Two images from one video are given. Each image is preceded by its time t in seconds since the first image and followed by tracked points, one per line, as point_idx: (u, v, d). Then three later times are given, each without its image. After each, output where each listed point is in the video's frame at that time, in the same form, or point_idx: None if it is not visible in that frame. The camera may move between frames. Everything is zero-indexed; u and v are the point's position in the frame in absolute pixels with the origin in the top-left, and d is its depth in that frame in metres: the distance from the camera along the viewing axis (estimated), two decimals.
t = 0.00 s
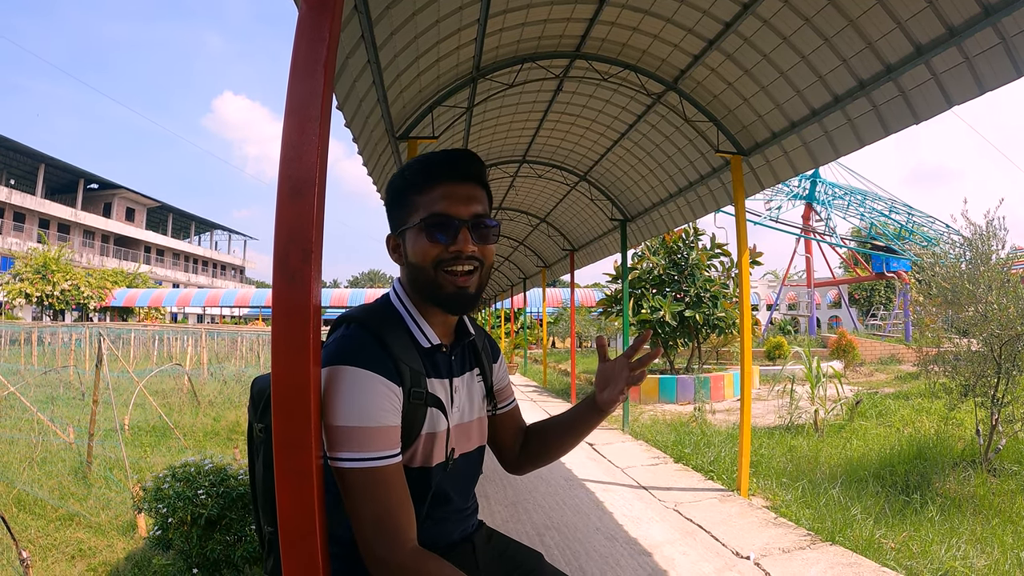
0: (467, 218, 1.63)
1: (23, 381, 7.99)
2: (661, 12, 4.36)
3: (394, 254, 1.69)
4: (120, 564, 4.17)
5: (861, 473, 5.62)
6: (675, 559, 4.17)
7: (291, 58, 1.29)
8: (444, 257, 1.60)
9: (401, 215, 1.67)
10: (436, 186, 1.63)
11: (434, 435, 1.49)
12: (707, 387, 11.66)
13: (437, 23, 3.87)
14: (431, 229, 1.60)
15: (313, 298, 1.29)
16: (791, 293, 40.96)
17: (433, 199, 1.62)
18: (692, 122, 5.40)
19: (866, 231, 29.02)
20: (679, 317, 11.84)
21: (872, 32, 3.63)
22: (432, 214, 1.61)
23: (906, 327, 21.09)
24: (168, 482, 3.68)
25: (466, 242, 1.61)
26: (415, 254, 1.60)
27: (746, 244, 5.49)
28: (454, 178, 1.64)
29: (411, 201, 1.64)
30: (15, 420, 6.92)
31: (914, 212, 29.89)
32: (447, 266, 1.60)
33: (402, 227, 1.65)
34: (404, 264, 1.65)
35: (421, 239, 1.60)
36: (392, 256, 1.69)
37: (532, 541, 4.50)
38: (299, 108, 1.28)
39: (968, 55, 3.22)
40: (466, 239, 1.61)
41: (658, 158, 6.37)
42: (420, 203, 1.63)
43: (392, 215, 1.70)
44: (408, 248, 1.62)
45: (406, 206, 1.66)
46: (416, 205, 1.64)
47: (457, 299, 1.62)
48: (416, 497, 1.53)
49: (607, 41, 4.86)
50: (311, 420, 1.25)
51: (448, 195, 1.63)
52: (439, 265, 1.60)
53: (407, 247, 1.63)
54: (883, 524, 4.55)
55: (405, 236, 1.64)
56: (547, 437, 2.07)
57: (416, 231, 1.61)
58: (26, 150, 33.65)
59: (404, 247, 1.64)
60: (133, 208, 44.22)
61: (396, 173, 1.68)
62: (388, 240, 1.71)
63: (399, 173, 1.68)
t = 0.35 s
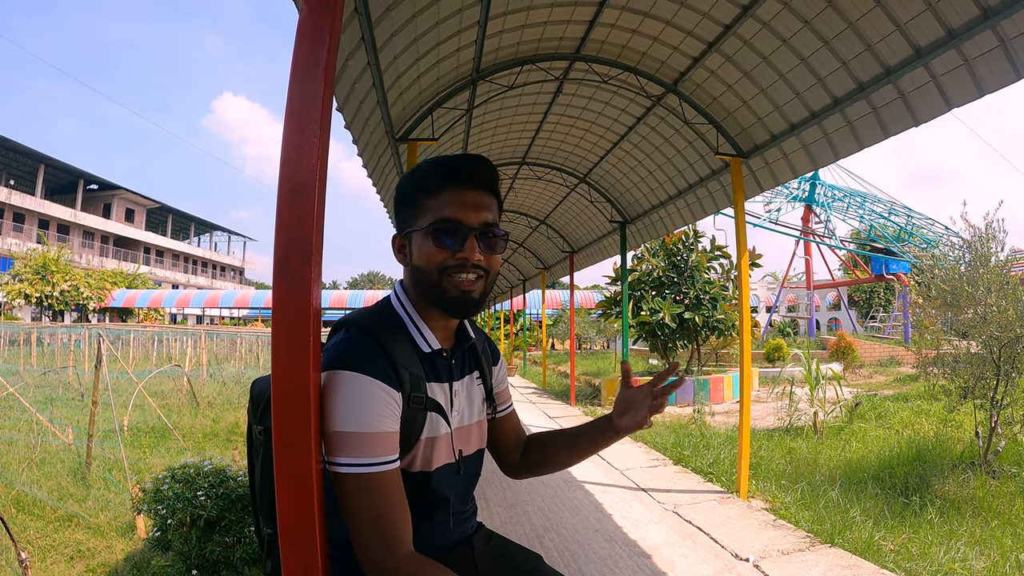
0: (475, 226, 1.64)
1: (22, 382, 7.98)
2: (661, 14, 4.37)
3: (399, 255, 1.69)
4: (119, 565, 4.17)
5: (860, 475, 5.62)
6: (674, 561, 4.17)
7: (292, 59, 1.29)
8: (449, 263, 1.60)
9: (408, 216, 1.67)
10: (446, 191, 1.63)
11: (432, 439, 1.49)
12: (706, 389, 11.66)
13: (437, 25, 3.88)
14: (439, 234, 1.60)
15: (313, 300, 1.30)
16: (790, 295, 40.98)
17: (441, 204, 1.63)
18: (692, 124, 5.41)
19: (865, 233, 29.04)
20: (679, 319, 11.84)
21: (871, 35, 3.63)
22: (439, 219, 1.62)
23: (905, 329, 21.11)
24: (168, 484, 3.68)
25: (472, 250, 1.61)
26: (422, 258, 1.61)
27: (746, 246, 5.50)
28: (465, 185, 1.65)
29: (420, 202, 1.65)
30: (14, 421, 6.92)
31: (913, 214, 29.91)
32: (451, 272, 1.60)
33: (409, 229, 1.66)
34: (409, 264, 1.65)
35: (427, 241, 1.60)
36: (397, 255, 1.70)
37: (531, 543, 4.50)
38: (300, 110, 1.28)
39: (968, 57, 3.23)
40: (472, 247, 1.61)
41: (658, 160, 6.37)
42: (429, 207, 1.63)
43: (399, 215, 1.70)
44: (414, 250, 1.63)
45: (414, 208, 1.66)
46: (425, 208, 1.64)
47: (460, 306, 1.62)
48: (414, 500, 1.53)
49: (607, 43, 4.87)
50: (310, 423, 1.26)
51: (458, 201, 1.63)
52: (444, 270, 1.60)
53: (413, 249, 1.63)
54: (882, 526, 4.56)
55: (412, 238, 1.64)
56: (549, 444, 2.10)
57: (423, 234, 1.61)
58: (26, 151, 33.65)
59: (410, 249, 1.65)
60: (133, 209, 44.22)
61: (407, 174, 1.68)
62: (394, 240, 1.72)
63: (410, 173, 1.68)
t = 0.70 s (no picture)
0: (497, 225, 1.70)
1: (22, 385, 7.98)
2: (660, 16, 4.37)
3: (413, 260, 1.64)
4: (119, 568, 4.16)
5: (860, 476, 5.62)
6: (674, 562, 4.17)
7: (291, 63, 1.30)
8: (485, 262, 1.64)
9: (424, 220, 1.63)
10: (468, 192, 1.66)
11: (433, 445, 1.49)
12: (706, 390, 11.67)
13: (436, 27, 3.88)
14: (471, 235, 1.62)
15: (312, 304, 1.30)
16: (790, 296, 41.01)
17: (465, 205, 1.64)
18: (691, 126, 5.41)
19: (864, 234, 29.06)
20: (678, 320, 11.85)
21: (870, 36, 3.64)
22: (469, 220, 1.63)
23: (905, 330, 21.11)
24: (167, 487, 3.68)
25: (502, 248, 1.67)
26: (456, 260, 1.61)
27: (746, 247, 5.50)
28: (481, 185, 1.69)
29: (441, 205, 1.63)
30: (15, 424, 6.92)
31: (912, 215, 29.93)
32: (486, 271, 1.65)
33: (429, 232, 1.62)
34: (431, 269, 1.62)
35: (458, 243, 1.61)
36: (409, 261, 1.64)
37: (530, 545, 4.50)
38: (299, 115, 1.29)
39: (966, 58, 3.23)
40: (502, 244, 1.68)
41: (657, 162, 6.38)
42: (454, 208, 1.63)
43: (409, 221, 1.65)
44: (442, 254, 1.61)
45: (434, 211, 1.63)
46: (446, 211, 1.63)
47: (493, 302, 1.67)
48: (412, 505, 1.53)
49: (605, 45, 4.87)
50: (310, 428, 1.26)
51: (479, 201, 1.67)
52: (480, 270, 1.63)
53: (438, 252, 1.61)
54: (882, 527, 4.56)
55: (435, 242, 1.61)
56: (532, 480, 2.11)
57: (453, 236, 1.61)
58: (26, 153, 33.66)
59: (432, 253, 1.62)
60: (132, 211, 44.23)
61: (419, 176, 1.64)
62: (401, 245, 1.65)
63: (421, 176, 1.64)
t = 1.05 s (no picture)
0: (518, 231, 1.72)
1: (21, 387, 7.97)
2: (658, 16, 4.37)
3: (434, 246, 1.62)
4: (119, 570, 4.16)
5: (860, 475, 5.63)
6: (674, 562, 4.17)
7: (288, 65, 1.29)
8: (505, 260, 1.64)
9: (451, 208, 1.63)
10: (494, 195, 1.69)
11: (434, 447, 1.49)
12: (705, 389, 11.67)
13: (434, 27, 3.88)
14: (496, 231, 1.64)
15: (310, 304, 1.30)
16: (789, 295, 41.07)
17: (491, 205, 1.67)
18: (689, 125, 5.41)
19: (864, 232, 29.07)
20: (678, 320, 11.85)
21: (867, 35, 3.64)
22: (494, 217, 1.65)
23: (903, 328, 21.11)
24: (167, 488, 3.67)
25: (521, 251, 1.69)
26: (480, 251, 1.60)
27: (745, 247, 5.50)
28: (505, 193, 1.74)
29: (469, 198, 1.65)
30: (14, 426, 6.91)
31: (911, 213, 29.96)
32: (504, 269, 1.65)
33: (453, 222, 1.62)
34: (452, 258, 1.61)
35: (482, 234, 1.62)
36: (429, 246, 1.62)
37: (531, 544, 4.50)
38: (296, 116, 1.29)
39: (964, 57, 3.24)
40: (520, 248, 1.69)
41: (655, 161, 6.37)
42: (481, 204, 1.65)
43: (434, 209, 1.65)
44: (466, 244, 1.60)
45: (463, 202, 1.64)
46: (473, 205, 1.64)
47: (507, 301, 1.66)
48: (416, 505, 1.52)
49: (603, 45, 4.87)
50: (309, 430, 1.26)
51: (503, 204, 1.71)
52: (499, 267, 1.63)
53: (462, 242, 1.60)
54: (882, 525, 4.56)
55: (459, 232, 1.61)
56: (523, 490, 2.11)
57: (479, 228, 1.62)
58: (25, 155, 33.62)
59: (455, 242, 1.61)
60: (132, 213, 44.21)
61: (450, 171, 1.67)
62: (423, 229, 1.63)
63: (452, 170, 1.67)
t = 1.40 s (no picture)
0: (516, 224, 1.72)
1: (21, 386, 7.98)
2: (658, 14, 4.37)
3: (437, 252, 1.61)
4: (119, 569, 4.16)
5: (860, 474, 5.63)
6: (674, 561, 4.17)
7: (288, 63, 1.29)
8: (508, 257, 1.65)
9: (450, 211, 1.62)
10: (491, 190, 1.68)
11: (441, 448, 1.49)
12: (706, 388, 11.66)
13: (434, 26, 3.88)
14: (497, 229, 1.63)
15: (311, 303, 1.30)
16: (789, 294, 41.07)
17: (489, 201, 1.66)
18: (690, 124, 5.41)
19: (864, 231, 29.06)
20: (678, 319, 11.85)
21: (868, 34, 3.64)
22: (494, 214, 1.65)
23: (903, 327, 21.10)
24: (167, 487, 3.67)
25: (523, 245, 1.69)
26: (484, 252, 1.60)
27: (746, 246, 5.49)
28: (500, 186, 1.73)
29: (468, 197, 1.64)
30: (14, 425, 6.91)
31: (912, 213, 29.97)
32: (508, 266, 1.65)
33: (454, 224, 1.61)
34: (456, 262, 1.61)
35: (484, 234, 1.61)
36: (432, 252, 1.61)
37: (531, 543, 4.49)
38: (297, 115, 1.28)
39: (965, 56, 3.23)
40: (521, 242, 1.70)
41: (656, 160, 6.37)
42: (479, 203, 1.64)
43: (433, 213, 1.63)
44: (469, 246, 1.60)
45: (461, 204, 1.63)
46: (472, 205, 1.63)
47: (513, 297, 1.67)
48: (418, 504, 1.52)
49: (603, 44, 4.87)
50: (310, 429, 1.26)
51: (500, 199, 1.70)
52: (504, 264, 1.64)
53: (465, 245, 1.60)
54: (882, 524, 4.56)
55: (461, 235, 1.60)
56: (531, 490, 2.11)
57: (481, 229, 1.61)
58: (25, 154, 33.61)
59: (459, 246, 1.60)
60: (132, 212, 44.23)
61: (444, 171, 1.65)
62: (424, 236, 1.62)
63: (446, 170, 1.65)
